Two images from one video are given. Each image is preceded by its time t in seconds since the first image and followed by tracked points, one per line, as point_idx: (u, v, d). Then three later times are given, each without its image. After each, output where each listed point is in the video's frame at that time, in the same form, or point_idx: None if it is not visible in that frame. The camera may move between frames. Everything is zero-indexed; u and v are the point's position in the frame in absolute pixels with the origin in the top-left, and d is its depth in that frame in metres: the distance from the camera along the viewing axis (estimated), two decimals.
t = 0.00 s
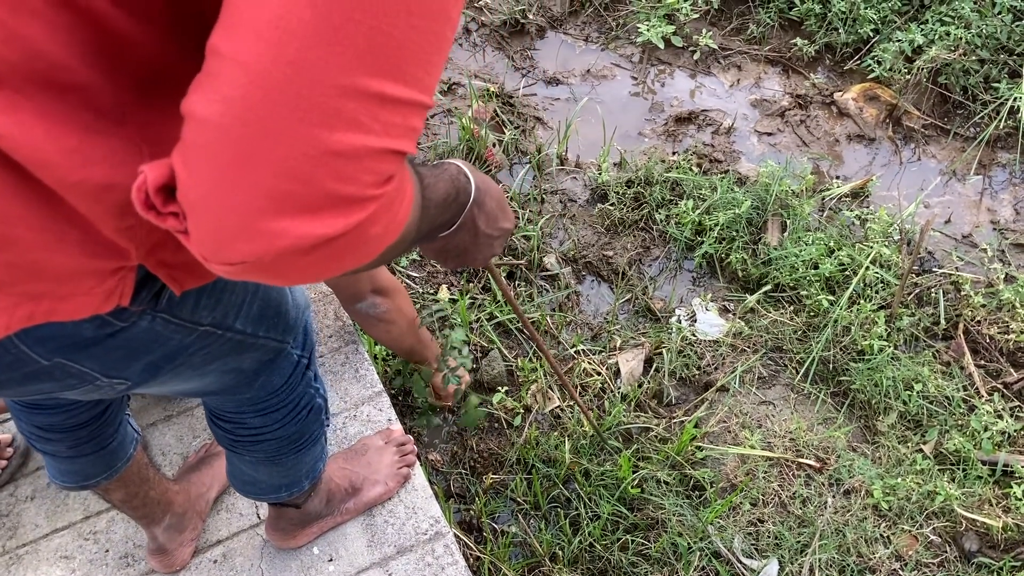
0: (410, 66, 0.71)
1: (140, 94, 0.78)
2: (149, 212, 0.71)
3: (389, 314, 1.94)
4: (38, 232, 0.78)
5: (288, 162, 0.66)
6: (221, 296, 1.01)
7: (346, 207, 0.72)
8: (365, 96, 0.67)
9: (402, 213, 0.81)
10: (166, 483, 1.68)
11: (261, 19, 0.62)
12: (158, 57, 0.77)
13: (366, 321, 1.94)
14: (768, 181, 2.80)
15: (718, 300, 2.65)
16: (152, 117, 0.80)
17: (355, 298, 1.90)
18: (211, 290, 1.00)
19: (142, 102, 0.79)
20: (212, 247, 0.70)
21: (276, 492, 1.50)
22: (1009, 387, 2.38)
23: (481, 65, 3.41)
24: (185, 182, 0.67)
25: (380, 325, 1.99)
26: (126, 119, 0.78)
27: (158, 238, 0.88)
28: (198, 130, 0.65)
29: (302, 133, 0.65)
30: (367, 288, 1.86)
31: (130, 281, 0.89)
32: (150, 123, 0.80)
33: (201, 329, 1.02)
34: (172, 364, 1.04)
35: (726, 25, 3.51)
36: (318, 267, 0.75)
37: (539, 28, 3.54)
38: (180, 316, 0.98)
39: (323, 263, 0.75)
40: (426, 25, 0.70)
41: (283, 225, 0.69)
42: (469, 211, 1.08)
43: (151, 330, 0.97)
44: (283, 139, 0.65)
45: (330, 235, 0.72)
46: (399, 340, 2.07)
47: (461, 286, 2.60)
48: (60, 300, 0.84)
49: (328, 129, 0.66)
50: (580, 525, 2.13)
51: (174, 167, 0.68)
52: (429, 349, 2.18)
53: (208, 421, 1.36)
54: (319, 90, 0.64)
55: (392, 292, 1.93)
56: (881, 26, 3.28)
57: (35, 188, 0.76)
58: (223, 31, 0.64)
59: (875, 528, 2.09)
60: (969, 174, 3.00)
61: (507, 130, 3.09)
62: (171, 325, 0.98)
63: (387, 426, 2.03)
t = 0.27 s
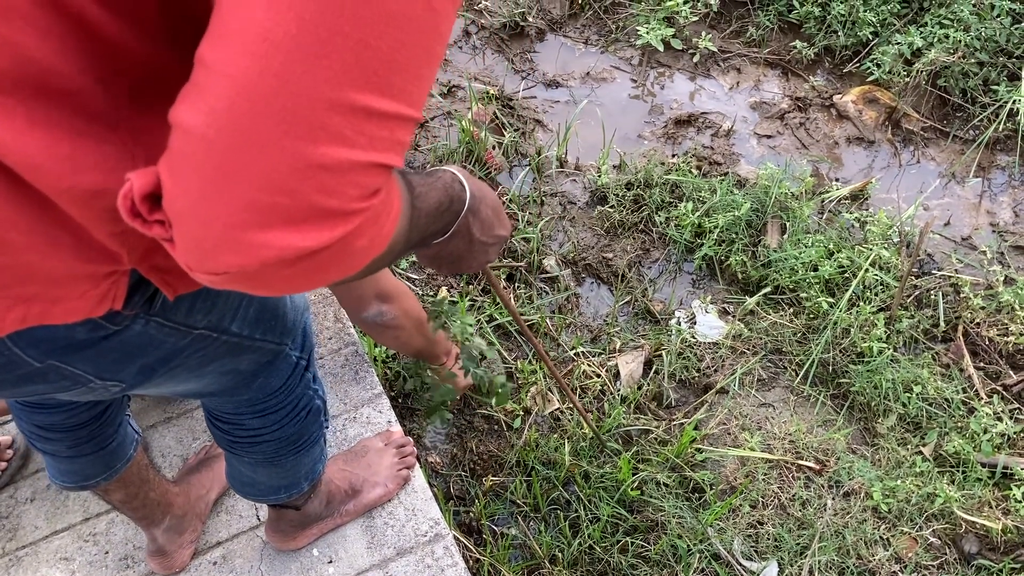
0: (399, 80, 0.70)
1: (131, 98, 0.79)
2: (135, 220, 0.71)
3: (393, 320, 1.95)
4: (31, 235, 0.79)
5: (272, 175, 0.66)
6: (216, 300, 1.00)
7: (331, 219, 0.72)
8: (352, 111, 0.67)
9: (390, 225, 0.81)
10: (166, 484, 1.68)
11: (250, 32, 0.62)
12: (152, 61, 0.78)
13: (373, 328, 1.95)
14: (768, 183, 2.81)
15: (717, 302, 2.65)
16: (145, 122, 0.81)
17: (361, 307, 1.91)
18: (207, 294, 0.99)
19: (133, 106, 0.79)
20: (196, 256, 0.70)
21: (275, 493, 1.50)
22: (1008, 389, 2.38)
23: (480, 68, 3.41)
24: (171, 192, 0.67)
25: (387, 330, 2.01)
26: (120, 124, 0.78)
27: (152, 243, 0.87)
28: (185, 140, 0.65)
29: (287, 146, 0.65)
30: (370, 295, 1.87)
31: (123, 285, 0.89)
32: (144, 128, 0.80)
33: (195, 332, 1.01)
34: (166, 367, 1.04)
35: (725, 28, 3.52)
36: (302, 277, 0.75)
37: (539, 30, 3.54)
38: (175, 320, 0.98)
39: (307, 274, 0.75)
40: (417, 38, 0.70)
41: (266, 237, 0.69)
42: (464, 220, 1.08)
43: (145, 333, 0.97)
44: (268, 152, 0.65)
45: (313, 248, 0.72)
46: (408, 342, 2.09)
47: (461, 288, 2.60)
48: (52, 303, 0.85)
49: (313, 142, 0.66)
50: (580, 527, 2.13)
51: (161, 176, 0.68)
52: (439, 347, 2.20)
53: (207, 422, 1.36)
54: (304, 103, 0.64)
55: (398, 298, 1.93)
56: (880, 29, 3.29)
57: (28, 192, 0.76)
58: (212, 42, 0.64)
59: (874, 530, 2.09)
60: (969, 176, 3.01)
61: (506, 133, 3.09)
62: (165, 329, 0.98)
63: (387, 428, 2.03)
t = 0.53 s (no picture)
0: (390, 93, 0.70)
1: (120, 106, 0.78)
2: (123, 231, 0.70)
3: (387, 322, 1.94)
4: (19, 247, 0.78)
5: (261, 190, 0.66)
6: (208, 310, 1.01)
7: (320, 233, 0.72)
8: (343, 126, 0.67)
9: (379, 237, 0.80)
10: (164, 488, 1.68)
11: (238, 45, 0.61)
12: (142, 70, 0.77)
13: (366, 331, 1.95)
14: (767, 185, 2.81)
15: (717, 304, 2.65)
16: (135, 130, 0.80)
17: (352, 310, 1.91)
18: (199, 303, 0.99)
19: (122, 113, 0.79)
20: (183, 270, 0.70)
21: (274, 498, 1.49)
22: (1008, 392, 2.38)
23: (480, 70, 3.41)
24: (160, 206, 0.67)
25: (382, 333, 2.00)
26: (110, 134, 0.78)
27: (143, 255, 0.87)
28: (173, 154, 0.65)
29: (276, 161, 0.65)
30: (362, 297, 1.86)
31: (113, 296, 0.89)
32: (134, 136, 0.80)
33: (188, 341, 1.01)
34: (159, 376, 1.04)
35: (725, 31, 3.52)
36: (291, 290, 0.75)
37: (538, 33, 3.54)
38: (166, 330, 0.98)
39: (296, 286, 0.75)
40: (409, 51, 0.69)
41: (254, 252, 0.69)
42: (460, 227, 1.09)
43: (136, 342, 0.97)
44: (258, 167, 0.65)
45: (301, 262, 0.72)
46: (406, 344, 2.08)
47: (460, 291, 2.60)
48: (41, 315, 0.85)
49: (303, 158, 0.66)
50: (579, 530, 2.13)
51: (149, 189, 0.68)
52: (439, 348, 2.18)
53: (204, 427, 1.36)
54: (294, 118, 0.64)
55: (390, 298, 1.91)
56: (879, 31, 3.29)
57: (16, 204, 0.76)
58: (201, 53, 0.64)
59: (874, 534, 2.08)
60: (968, 179, 3.01)
61: (506, 135, 3.09)
62: (157, 338, 0.98)
63: (386, 431, 2.03)
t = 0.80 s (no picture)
0: (382, 98, 0.69)
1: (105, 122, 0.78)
2: (115, 245, 0.70)
3: (366, 327, 1.93)
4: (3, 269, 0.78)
5: (253, 201, 0.65)
6: (198, 325, 1.00)
7: (314, 242, 0.71)
8: (337, 133, 0.67)
9: (375, 244, 0.80)
10: (160, 493, 1.67)
11: (227, 54, 0.61)
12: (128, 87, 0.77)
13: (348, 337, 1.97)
14: (766, 189, 2.81)
15: (716, 308, 2.65)
16: (121, 145, 0.80)
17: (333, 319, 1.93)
18: (188, 319, 0.99)
19: (107, 128, 0.78)
20: (176, 284, 0.69)
21: (270, 505, 1.49)
22: (1007, 395, 2.38)
23: (479, 73, 3.41)
24: (152, 219, 0.66)
25: (366, 338, 2.02)
26: (96, 152, 0.78)
27: (129, 272, 0.87)
28: (165, 166, 0.64)
29: (268, 170, 0.65)
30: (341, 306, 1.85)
31: (100, 315, 0.89)
32: (121, 151, 0.80)
33: (178, 357, 1.01)
34: (148, 392, 1.04)
35: (723, 33, 3.52)
36: (286, 300, 0.75)
37: (537, 36, 3.55)
38: (155, 346, 0.98)
39: (292, 296, 0.75)
40: (400, 54, 0.69)
41: (249, 263, 0.69)
42: (455, 232, 1.09)
43: (125, 360, 0.97)
44: (252, 176, 0.64)
45: (297, 272, 0.72)
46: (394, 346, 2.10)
47: (459, 294, 2.60)
48: (26, 334, 0.84)
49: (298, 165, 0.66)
50: (578, 534, 2.13)
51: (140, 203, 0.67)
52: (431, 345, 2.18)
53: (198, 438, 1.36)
54: (286, 127, 0.64)
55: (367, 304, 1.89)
56: (878, 34, 3.29)
57: None
58: (189, 64, 0.63)
59: (874, 537, 2.08)
60: (967, 182, 3.01)
61: (505, 138, 3.09)
62: (146, 355, 0.98)
63: (384, 435, 2.02)
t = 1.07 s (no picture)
0: (373, 85, 0.70)
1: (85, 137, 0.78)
2: (103, 253, 0.68)
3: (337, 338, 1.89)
4: None
5: (249, 193, 0.65)
6: (180, 346, 1.02)
7: (310, 235, 0.71)
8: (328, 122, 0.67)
9: (370, 239, 0.80)
10: (156, 499, 1.67)
11: (215, 47, 0.61)
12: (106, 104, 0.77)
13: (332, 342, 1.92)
14: (764, 192, 2.81)
15: (714, 311, 2.65)
16: (99, 166, 0.80)
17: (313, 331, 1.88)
18: (170, 341, 1.01)
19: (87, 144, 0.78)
20: (170, 287, 0.68)
21: (263, 517, 1.48)
22: (1006, 398, 2.38)
23: (477, 76, 3.41)
24: (142, 222, 0.65)
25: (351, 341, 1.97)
26: (74, 172, 0.78)
27: (106, 295, 0.87)
28: (154, 165, 0.64)
29: (262, 162, 0.65)
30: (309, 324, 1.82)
31: (77, 339, 0.89)
32: (99, 173, 0.80)
33: (161, 378, 1.03)
34: (131, 412, 1.05)
35: (722, 36, 3.52)
36: (283, 298, 0.74)
37: (535, 39, 3.54)
38: (136, 366, 0.99)
39: (289, 295, 0.74)
40: (389, 41, 0.70)
41: (245, 260, 0.68)
42: (442, 236, 1.08)
43: (105, 381, 0.98)
44: (246, 168, 0.64)
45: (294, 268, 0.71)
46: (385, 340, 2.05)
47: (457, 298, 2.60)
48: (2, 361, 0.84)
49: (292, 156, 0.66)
50: (576, 538, 2.13)
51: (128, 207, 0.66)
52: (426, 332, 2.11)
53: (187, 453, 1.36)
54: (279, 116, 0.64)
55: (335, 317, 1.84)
56: (876, 37, 3.29)
57: None
58: (174, 61, 0.63)
59: (872, 541, 2.08)
60: (965, 184, 3.01)
61: (503, 141, 3.09)
62: (127, 375, 0.99)
63: (381, 440, 2.02)
